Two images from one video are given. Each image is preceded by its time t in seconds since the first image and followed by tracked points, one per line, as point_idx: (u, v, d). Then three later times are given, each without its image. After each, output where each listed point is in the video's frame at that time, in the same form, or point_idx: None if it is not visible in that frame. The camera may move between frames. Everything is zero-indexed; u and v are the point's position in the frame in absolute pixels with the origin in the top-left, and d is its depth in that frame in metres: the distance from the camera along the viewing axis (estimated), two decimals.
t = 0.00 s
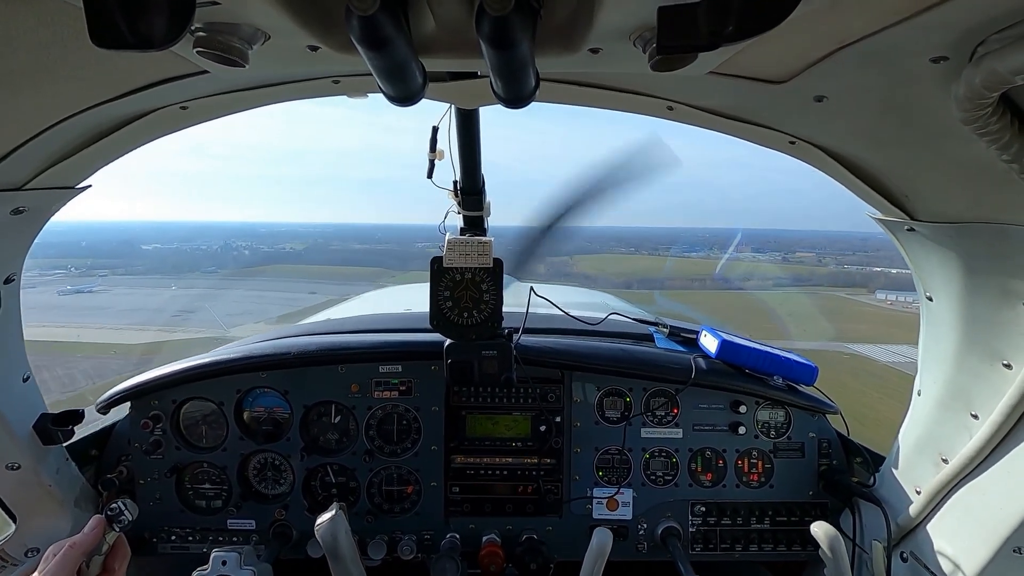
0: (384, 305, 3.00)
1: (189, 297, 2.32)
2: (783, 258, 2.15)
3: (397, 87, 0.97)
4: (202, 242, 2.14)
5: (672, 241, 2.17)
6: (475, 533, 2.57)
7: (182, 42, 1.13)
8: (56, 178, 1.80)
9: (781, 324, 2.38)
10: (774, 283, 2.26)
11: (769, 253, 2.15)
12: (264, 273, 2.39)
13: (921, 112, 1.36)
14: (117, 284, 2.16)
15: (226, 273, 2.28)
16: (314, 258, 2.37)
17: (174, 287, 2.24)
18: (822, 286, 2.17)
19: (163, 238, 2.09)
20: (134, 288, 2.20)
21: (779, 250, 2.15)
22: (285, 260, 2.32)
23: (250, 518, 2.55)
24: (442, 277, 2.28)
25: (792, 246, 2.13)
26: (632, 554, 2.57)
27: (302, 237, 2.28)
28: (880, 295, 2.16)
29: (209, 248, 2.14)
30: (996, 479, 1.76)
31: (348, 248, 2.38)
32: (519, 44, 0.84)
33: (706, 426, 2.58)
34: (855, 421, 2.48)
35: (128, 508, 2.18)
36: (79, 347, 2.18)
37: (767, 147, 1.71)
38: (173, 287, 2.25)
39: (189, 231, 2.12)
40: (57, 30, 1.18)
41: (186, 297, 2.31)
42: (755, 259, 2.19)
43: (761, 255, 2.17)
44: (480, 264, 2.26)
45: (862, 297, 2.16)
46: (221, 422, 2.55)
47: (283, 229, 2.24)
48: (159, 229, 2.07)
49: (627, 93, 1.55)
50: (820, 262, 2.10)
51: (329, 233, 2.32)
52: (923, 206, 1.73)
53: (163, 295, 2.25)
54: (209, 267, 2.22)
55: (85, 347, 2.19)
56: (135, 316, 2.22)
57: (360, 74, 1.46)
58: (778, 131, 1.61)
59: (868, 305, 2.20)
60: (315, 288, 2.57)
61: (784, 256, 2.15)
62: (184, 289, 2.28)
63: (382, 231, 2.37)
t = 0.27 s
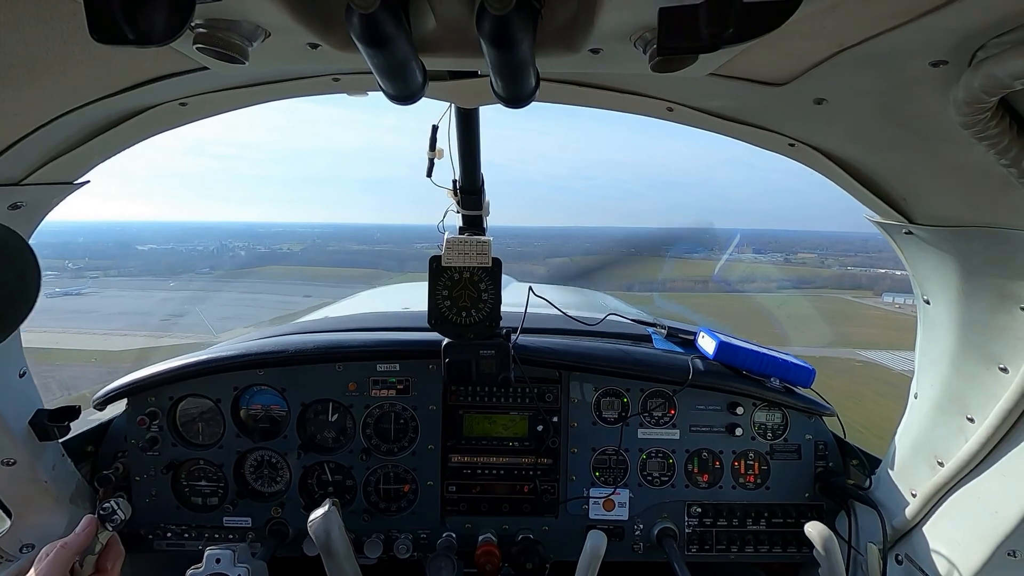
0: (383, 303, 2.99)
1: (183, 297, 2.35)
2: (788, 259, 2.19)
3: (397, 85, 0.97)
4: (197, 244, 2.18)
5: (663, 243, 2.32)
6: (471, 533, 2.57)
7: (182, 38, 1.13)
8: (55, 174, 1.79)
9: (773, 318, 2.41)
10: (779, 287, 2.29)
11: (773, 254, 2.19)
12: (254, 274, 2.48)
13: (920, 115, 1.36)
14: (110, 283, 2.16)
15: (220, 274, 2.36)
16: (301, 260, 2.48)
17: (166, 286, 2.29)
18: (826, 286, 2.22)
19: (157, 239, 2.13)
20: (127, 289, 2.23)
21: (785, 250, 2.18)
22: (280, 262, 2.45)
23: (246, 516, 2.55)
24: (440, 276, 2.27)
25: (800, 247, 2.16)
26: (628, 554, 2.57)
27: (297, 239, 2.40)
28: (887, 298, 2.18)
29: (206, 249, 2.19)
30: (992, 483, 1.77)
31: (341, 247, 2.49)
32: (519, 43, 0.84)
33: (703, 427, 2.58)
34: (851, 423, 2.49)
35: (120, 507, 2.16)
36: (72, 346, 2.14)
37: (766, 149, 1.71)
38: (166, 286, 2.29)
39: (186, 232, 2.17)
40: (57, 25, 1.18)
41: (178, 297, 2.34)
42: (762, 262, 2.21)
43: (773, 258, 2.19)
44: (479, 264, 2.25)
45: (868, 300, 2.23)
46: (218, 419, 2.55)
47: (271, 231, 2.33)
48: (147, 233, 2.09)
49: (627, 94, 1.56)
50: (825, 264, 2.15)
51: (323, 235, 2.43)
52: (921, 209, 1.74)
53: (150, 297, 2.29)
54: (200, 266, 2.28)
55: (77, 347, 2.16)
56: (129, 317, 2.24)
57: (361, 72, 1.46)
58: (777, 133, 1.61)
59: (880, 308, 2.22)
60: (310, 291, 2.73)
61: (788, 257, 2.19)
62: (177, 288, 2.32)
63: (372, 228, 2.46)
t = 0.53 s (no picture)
0: (384, 304, 3.00)
1: (180, 301, 2.26)
2: (787, 260, 2.17)
3: (396, 85, 0.98)
4: (192, 244, 2.10)
5: (670, 243, 2.22)
6: (474, 532, 2.57)
7: (182, 40, 1.13)
8: (56, 177, 1.79)
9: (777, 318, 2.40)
10: (785, 289, 2.27)
11: (775, 255, 2.17)
12: (247, 278, 2.38)
13: (921, 111, 1.36)
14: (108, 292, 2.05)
15: (213, 277, 2.26)
16: (297, 262, 2.38)
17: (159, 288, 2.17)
18: (834, 288, 2.22)
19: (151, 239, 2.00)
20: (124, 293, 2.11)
21: (786, 252, 2.16)
22: (273, 263, 2.31)
23: (249, 517, 2.55)
24: (442, 276, 2.27)
25: (800, 249, 2.14)
26: (632, 553, 2.57)
27: (296, 239, 2.34)
28: (895, 301, 2.17)
29: (201, 250, 2.11)
30: (996, 479, 1.76)
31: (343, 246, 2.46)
32: (519, 43, 0.84)
33: (705, 425, 2.58)
34: (854, 420, 2.48)
35: (122, 511, 2.16)
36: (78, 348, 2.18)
37: (767, 146, 1.71)
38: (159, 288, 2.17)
39: (178, 232, 2.07)
40: (57, 28, 1.18)
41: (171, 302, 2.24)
42: (765, 263, 2.20)
43: (778, 259, 2.18)
44: (479, 264, 2.26)
45: (875, 302, 2.22)
46: (221, 421, 2.55)
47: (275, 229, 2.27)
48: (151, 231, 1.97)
49: (627, 92, 1.55)
50: (828, 266, 2.14)
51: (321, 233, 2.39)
52: (923, 205, 1.73)
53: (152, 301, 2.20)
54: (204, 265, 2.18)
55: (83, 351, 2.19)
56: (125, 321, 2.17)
57: (360, 72, 1.46)
58: (778, 130, 1.61)
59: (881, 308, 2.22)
60: (302, 295, 2.49)
61: (789, 258, 2.17)
62: (176, 290, 2.22)
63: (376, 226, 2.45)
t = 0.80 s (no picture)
0: (391, 306, 3.00)
1: (186, 306, 2.25)
2: (789, 261, 2.13)
3: (400, 88, 0.98)
4: (192, 244, 2.07)
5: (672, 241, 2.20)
6: (484, 532, 2.57)
7: (186, 47, 1.14)
8: (64, 185, 1.81)
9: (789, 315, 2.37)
10: (789, 293, 2.25)
11: (773, 254, 2.14)
12: (256, 283, 2.41)
13: (927, 102, 1.35)
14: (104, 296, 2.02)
15: (217, 280, 2.25)
16: (294, 265, 2.36)
17: (160, 295, 2.14)
18: (841, 288, 2.15)
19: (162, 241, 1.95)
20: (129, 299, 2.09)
21: (785, 253, 2.12)
22: (278, 266, 2.32)
23: (261, 520, 2.56)
24: (448, 278, 2.28)
25: (799, 249, 2.10)
26: (642, 551, 2.57)
27: (294, 240, 2.26)
28: (903, 304, 2.16)
29: (197, 252, 2.08)
30: (1008, 471, 1.75)
31: (342, 251, 2.38)
32: (521, 42, 0.84)
33: (714, 422, 2.57)
34: (864, 414, 2.47)
35: (136, 514, 2.21)
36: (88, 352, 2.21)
37: (772, 141, 1.70)
38: (168, 295, 2.17)
39: (176, 233, 2.02)
40: (63, 38, 1.19)
41: (178, 307, 2.23)
42: (767, 263, 2.18)
43: (778, 258, 2.15)
44: (485, 264, 2.26)
45: (883, 306, 2.17)
46: (231, 425, 2.57)
47: (274, 229, 2.19)
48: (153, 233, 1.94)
49: (630, 90, 1.55)
50: (831, 267, 2.08)
51: (319, 236, 2.30)
52: (930, 197, 1.72)
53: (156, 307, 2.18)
54: (206, 266, 2.16)
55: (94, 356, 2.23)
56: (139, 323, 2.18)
57: (363, 75, 1.46)
58: (783, 124, 1.60)
59: (892, 295, 2.14)
60: (298, 297, 2.58)
61: (791, 258, 2.13)
62: (183, 296, 2.21)
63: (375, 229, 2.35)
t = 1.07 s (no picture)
0: (397, 306, 3.01)
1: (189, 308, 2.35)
2: (794, 262, 2.13)
3: (404, 88, 0.98)
4: (189, 245, 2.12)
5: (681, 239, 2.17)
6: (491, 532, 2.57)
7: (191, 49, 1.14)
8: (71, 189, 1.82)
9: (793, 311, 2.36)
10: (793, 293, 2.28)
11: (778, 255, 2.14)
12: (271, 282, 2.49)
13: (934, 99, 1.34)
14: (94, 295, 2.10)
15: (215, 283, 2.31)
16: (296, 268, 2.41)
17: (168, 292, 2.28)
18: (850, 290, 2.17)
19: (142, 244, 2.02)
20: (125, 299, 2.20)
21: (791, 253, 2.11)
22: (284, 268, 2.37)
23: (268, 520, 2.57)
24: (453, 277, 2.27)
25: (803, 249, 2.09)
26: (649, 551, 2.56)
27: (290, 240, 2.27)
28: (913, 308, 2.15)
29: (193, 252, 2.13)
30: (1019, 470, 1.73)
31: (338, 252, 2.44)
32: (525, 41, 0.84)
33: (721, 421, 2.56)
34: (872, 414, 2.46)
35: (148, 511, 2.23)
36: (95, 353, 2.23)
37: (778, 139, 1.70)
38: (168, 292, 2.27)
39: (173, 234, 2.08)
40: (69, 42, 1.20)
41: (181, 310, 2.34)
42: (770, 265, 2.21)
43: (781, 260, 2.16)
44: (490, 263, 2.26)
45: (889, 307, 2.18)
46: (238, 425, 2.58)
47: (276, 233, 2.23)
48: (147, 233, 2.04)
49: (635, 89, 1.55)
50: (834, 269, 2.10)
51: (312, 237, 2.34)
52: (938, 194, 1.71)
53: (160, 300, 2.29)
54: (208, 269, 2.23)
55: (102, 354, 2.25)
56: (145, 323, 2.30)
57: (368, 76, 1.46)
58: (789, 122, 1.60)
59: (898, 299, 2.14)
60: (294, 300, 2.63)
61: (797, 260, 2.13)
62: (187, 300, 2.32)
63: (372, 229, 2.40)
